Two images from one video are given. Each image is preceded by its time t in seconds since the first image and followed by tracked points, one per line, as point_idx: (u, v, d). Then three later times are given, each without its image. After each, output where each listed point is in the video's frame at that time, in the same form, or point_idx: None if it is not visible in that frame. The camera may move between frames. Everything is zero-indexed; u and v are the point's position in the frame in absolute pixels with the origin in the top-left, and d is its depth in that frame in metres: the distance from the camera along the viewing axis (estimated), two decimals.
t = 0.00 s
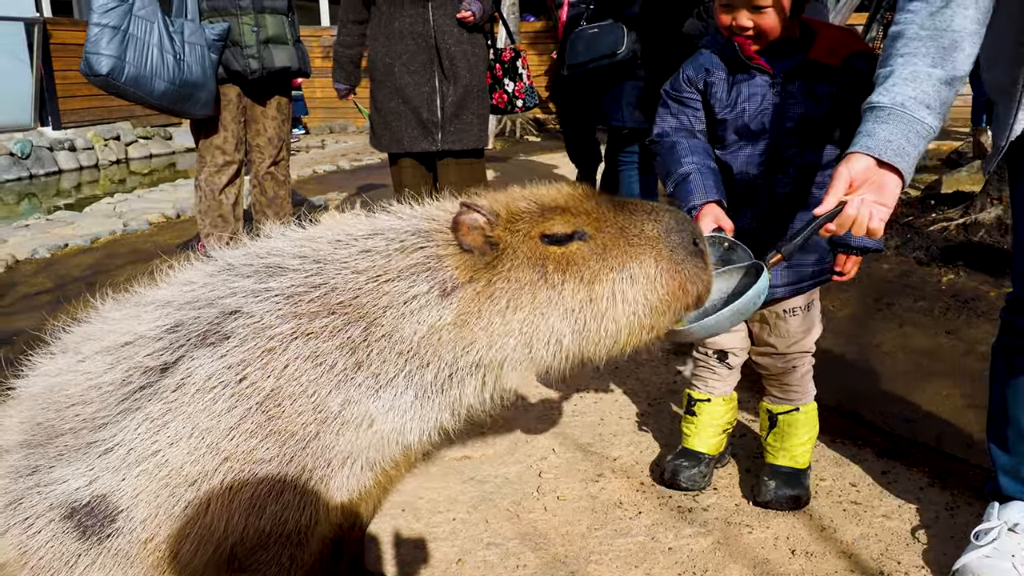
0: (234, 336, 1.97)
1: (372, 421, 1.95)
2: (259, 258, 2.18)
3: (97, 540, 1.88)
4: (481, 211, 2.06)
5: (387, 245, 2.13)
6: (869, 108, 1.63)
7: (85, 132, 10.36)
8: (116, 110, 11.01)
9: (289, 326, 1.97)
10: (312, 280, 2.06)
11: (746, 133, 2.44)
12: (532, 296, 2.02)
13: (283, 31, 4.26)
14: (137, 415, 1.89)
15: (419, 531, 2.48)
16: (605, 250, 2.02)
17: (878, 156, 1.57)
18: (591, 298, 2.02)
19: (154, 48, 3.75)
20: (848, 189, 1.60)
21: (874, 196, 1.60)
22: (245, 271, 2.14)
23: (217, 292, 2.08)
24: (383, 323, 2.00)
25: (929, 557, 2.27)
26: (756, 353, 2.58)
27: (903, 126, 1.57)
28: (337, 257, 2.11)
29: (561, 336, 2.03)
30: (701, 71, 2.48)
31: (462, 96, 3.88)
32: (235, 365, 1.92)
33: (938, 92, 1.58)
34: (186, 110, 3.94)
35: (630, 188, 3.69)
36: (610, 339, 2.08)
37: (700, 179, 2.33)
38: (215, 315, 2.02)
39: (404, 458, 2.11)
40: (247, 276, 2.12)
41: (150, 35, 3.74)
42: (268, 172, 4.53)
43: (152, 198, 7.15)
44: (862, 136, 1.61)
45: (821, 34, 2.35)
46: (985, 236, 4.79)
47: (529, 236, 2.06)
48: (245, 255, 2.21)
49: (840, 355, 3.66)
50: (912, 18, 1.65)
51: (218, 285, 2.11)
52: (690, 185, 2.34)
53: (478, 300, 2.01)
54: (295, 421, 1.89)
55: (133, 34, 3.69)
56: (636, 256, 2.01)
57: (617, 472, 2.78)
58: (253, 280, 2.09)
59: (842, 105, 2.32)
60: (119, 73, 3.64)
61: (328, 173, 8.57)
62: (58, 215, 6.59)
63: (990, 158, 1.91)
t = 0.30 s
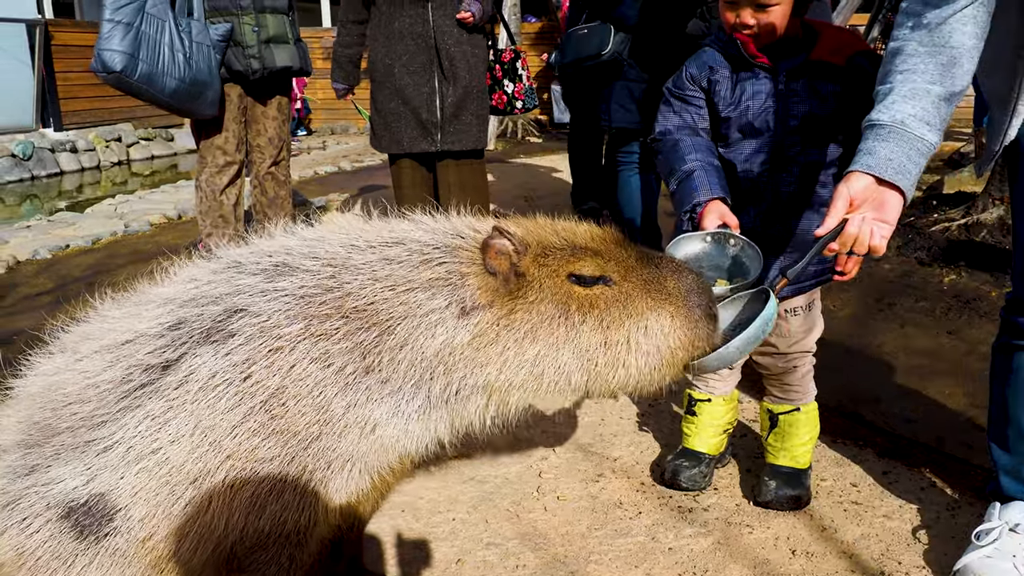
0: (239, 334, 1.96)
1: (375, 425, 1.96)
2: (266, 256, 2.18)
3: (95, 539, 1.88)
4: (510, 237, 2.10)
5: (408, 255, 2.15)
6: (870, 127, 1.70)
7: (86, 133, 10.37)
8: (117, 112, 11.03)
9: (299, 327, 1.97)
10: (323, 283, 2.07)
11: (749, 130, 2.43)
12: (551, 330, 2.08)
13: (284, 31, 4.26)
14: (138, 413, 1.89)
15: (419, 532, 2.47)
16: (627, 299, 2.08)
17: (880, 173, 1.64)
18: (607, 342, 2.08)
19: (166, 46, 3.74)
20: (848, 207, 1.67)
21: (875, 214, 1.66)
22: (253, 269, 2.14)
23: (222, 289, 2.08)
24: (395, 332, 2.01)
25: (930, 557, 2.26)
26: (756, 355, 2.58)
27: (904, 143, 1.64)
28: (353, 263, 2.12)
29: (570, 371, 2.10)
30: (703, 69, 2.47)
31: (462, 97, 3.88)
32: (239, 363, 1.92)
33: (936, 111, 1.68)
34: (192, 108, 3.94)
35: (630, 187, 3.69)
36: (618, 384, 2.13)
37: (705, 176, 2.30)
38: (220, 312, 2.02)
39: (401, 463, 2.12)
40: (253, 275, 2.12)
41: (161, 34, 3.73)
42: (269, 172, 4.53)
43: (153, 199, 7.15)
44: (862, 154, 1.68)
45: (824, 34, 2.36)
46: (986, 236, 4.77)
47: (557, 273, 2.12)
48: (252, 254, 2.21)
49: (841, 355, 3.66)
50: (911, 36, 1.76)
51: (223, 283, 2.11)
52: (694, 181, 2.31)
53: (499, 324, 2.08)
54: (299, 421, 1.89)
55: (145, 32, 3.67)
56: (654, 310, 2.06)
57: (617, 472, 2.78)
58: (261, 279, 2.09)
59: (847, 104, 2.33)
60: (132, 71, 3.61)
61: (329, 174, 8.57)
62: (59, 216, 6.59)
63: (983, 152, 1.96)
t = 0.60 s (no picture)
0: (245, 331, 1.96)
1: (379, 428, 1.97)
2: (274, 252, 2.18)
3: (96, 538, 1.87)
4: (520, 248, 2.11)
5: (420, 261, 2.14)
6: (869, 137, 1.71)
7: (86, 131, 10.36)
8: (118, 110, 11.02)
9: (306, 325, 1.97)
10: (330, 283, 2.06)
11: (752, 126, 2.42)
12: (559, 342, 2.09)
13: (283, 28, 4.25)
14: (140, 409, 1.88)
15: (418, 530, 2.46)
16: (634, 313, 2.10)
17: (878, 183, 1.63)
18: (613, 355, 2.10)
19: (172, 44, 3.74)
20: (847, 217, 1.66)
21: (873, 223, 1.65)
22: (259, 264, 2.13)
23: (227, 284, 2.07)
24: (405, 337, 2.01)
25: (931, 555, 2.25)
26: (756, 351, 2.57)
27: (904, 152, 1.64)
28: (364, 265, 2.11)
29: (574, 384, 2.11)
30: (704, 65, 2.46)
31: (462, 95, 3.87)
32: (244, 360, 1.91)
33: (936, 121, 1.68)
34: (201, 108, 3.92)
35: (627, 184, 3.67)
36: (621, 396, 2.15)
37: (708, 171, 2.29)
38: (225, 308, 2.01)
39: (401, 467, 2.11)
40: (259, 270, 2.11)
41: (166, 32, 3.73)
42: (268, 170, 4.52)
43: (153, 197, 7.14)
44: (862, 163, 1.68)
45: (827, 30, 2.34)
46: (987, 233, 4.75)
47: (565, 286, 2.12)
48: (259, 249, 2.21)
49: (842, 353, 3.64)
50: (911, 44, 1.76)
51: (228, 278, 2.10)
52: (697, 177, 2.30)
53: (508, 334, 2.08)
54: (303, 419, 1.89)
55: (152, 30, 3.68)
56: (659, 325, 2.09)
57: (617, 470, 2.77)
58: (267, 276, 2.08)
59: (850, 101, 2.30)
60: (143, 68, 3.62)
61: (330, 172, 8.57)
62: (59, 215, 6.58)
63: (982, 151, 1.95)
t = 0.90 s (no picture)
0: (250, 328, 1.96)
1: (381, 430, 1.97)
2: (279, 251, 2.18)
3: (98, 537, 1.87)
4: (522, 248, 2.09)
5: (423, 261, 2.15)
6: (874, 141, 1.72)
7: (88, 132, 10.37)
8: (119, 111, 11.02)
9: (312, 324, 1.97)
10: (335, 283, 2.06)
11: (753, 124, 2.42)
12: (559, 342, 2.08)
13: (285, 28, 4.26)
14: (143, 406, 1.88)
15: (419, 529, 2.46)
16: (635, 315, 2.08)
17: (885, 187, 1.65)
18: (614, 356, 2.08)
19: (170, 43, 3.74)
20: (853, 220, 1.67)
21: (879, 227, 1.65)
22: (264, 262, 2.13)
23: (232, 282, 2.07)
24: (407, 337, 2.01)
25: (932, 554, 2.25)
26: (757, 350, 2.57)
27: (909, 157, 1.67)
28: (369, 265, 2.11)
29: (575, 385, 2.10)
30: (704, 63, 2.45)
31: (463, 95, 3.87)
32: (249, 357, 1.91)
33: (939, 125, 1.72)
34: (197, 106, 3.93)
35: (632, 185, 3.67)
36: (619, 398, 2.14)
37: (708, 169, 2.29)
38: (230, 305, 2.01)
39: (401, 468, 2.11)
40: (263, 268, 2.11)
41: (164, 30, 3.72)
42: (269, 170, 4.52)
43: (155, 198, 7.15)
44: (866, 166, 1.69)
45: (828, 28, 2.34)
46: (989, 233, 4.75)
47: (567, 287, 2.11)
48: (264, 247, 2.21)
49: (843, 352, 3.64)
50: (913, 49, 1.79)
51: (233, 275, 2.10)
52: (698, 175, 2.29)
53: (508, 334, 2.07)
54: (307, 419, 1.89)
55: (149, 28, 3.68)
56: (660, 327, 2.07)
57: (618, 469, 2.76)
58: (272, 273, 2.09)
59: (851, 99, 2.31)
60: (137, 66, 3.62)
61: (331, 173, 8.57)
62: (60, 215, 6.59)
63: (982, 150, 1.94)
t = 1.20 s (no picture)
0: (240, 326, 1.97)
1: (372, 426, 1.98)
2: (269, 250, 2.19)
3: (95, 533, 1.87)
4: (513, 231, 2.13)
5: (409, 253, 2.15)
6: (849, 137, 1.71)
7: (89, 130, 10.38)
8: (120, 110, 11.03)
9: (300, 321, 1.98)
10: (324, 280, 2.07)
11: (752, 122, 2.42)
12: (543, 330, 2.08)
13: (285, 28, 4.28)
14: (138, 404, 1.89)
15: (418, 528, 2.46)
16: (618, 309, 2.10)
17: (854, 184, 1.64)
18: (595, 349, 2.09)
19: (171, 39, 3.73)
20: (819, 217, 1.68)
21: (846, 225, 1.66)
22: (255, 261, 2.15)
23: (224, 280, 2.09)
24: (394, 332, 2.02)
25: (930, 552, 2.25)
26: (755, 347, 2.57)
27: (881, 155, 1.66)
28: (357, 262, 2.11)
29: (556, 374, 2.11)
30: (702, 61, 2.46)
31: (463, 93, 3.87)
32: (239, 356, 1.93)
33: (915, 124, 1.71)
34: (196, 103, 3.91)
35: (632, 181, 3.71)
36: (595, 393, 2.14)
37: (706, 168, 2.29)
38: (221, 304, 2.03)
39: (396, 468, 2.12)
40: (253, 267, 2.12)
41: (165, 26, 3.72)
42: (269, 169, 4.52)
43: (155, 197, 7.15)
44: (837, 163, 1.69)
45: (827, 27, 2.34)
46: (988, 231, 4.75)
47: (555, 275, 2.12)
48: (255, 246, 2.22)
49: (842, 351, 3.64)
50: (897, 45, 1.77)
51: (225, 274, 2.11)
52: (695, 173, 2.29)
53: (494, 321, 2.07)
54: (296, 417, 1.90)
55: (151, 23, 3.67)
56: (641, 325, 2.09)
57: (616, 468, 2.76)
58: (262, 271, 2.10)
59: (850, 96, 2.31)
60: (139, 60, 3.60)
61: (331, 172, 8.57)
62: (61, 214, 6.59)
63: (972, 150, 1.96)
